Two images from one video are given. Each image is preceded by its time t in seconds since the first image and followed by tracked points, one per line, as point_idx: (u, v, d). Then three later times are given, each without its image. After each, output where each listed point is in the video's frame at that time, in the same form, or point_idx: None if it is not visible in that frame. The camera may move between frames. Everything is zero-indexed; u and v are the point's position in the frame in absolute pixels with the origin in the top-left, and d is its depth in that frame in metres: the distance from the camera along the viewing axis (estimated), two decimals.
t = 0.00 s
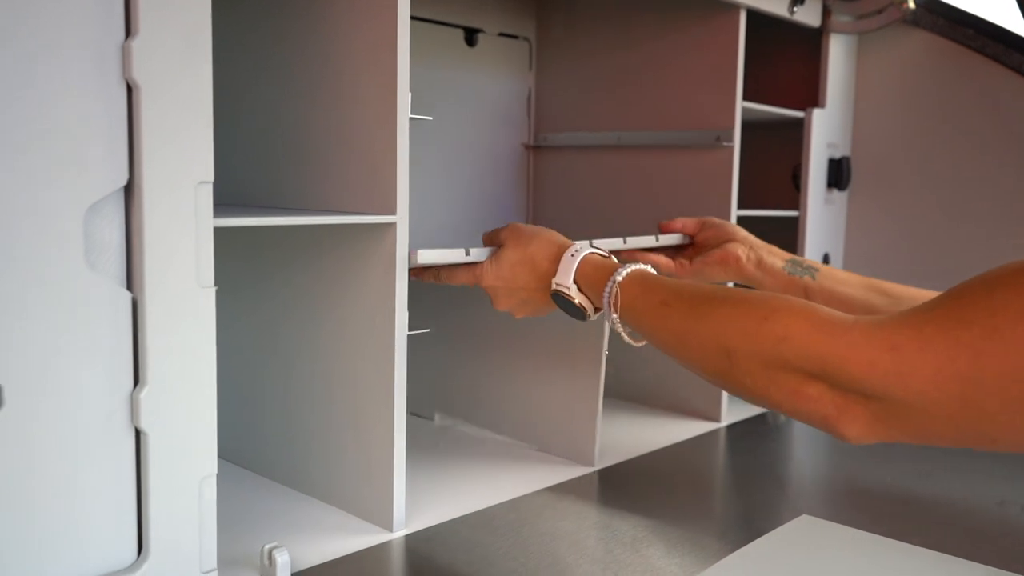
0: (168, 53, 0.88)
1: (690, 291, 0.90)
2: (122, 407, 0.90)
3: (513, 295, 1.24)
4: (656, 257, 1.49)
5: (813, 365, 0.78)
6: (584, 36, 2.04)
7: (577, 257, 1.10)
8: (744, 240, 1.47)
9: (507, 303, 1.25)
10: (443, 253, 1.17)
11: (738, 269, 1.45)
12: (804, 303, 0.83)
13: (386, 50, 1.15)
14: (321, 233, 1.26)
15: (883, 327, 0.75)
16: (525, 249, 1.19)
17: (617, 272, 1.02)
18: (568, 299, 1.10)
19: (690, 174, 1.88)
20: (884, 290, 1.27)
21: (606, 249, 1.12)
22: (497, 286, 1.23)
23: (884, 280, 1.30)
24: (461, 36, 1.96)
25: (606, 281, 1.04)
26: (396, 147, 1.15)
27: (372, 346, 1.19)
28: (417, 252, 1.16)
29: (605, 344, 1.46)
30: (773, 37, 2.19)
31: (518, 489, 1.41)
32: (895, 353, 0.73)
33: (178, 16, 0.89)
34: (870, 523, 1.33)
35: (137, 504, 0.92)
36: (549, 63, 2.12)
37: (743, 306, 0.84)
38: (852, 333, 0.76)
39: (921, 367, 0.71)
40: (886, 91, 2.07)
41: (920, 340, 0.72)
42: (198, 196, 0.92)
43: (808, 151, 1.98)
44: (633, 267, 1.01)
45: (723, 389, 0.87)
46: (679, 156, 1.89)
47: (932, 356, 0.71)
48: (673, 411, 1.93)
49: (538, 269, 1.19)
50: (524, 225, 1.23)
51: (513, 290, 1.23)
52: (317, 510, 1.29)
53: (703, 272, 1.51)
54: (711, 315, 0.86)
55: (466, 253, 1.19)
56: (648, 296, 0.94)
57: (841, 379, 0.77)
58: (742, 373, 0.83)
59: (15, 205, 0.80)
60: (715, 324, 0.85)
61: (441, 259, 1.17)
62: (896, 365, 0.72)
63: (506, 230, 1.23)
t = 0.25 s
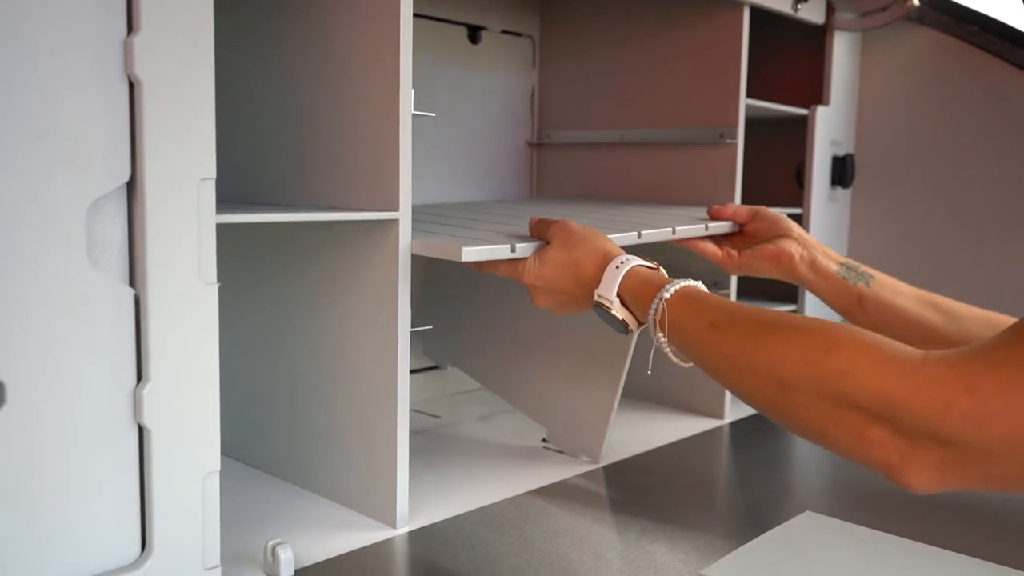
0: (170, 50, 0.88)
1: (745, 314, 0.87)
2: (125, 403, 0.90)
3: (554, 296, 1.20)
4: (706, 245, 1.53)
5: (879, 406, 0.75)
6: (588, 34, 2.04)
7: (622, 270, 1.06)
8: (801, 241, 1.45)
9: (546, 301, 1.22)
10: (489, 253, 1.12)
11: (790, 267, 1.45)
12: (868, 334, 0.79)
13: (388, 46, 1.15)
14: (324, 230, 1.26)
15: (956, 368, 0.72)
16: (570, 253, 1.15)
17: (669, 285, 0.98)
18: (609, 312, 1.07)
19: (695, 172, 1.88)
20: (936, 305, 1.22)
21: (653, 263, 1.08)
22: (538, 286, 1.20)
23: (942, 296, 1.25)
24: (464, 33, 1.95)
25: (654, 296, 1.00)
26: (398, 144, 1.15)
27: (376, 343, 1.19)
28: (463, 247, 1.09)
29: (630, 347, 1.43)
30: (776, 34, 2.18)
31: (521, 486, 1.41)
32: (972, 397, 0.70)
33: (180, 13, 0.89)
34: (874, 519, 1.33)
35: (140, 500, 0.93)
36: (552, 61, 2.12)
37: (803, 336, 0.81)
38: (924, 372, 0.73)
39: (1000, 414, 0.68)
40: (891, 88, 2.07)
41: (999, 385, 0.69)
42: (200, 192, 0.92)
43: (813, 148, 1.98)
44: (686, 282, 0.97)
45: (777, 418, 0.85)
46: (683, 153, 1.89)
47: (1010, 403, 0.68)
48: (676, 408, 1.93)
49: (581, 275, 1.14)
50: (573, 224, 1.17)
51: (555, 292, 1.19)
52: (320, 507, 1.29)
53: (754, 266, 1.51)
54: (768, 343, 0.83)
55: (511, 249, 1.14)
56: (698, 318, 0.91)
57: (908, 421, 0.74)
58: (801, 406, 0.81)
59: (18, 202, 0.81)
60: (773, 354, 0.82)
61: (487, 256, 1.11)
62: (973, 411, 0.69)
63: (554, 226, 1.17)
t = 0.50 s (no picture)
0: (171, 47, 0.88)
1: (756, 288, 0.88)
2: (126, 400, 0.90)
3: (551, 293, 1.19)
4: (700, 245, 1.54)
5: (892, 359, 0.76)
6: (589, 31, 2.03)
7: (620, 263, 1.06)
8: (792, 240, 1.49)
9: (545, 299, 1.20)
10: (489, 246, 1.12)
11: (785, 268, 1.48)
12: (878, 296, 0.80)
13: (390, 43, 1.15)
14: (326, 228, 1.26)
15: (966, 316, 0.73)
16: (568, 249, 1.14)
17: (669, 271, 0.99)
18: (608, 306, 1.07)
19: (696, 170, 1.87)
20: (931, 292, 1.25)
21: (652, 257, 1.08)
22: (535, 282, 1.19)
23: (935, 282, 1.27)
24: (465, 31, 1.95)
25: (654, 284, 1.01)
26: (400, 141, 1.15)
27: (377, 341, 1.19)
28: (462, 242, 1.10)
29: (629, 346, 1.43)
30: (778, 32, 2.18)
31: (522, 484, 1.41)
32: (984, 348, 0.70)
33: (181, 10, 0.88)
34: (876, 518, 1.33)
35: (141, 497, 0.92)
36: (553, 58, 2.11)
37: (814, 300, 0.82)
38: (933, 325, 0.74)
39: (1013, 363, 0.69)
40: (893, 86, 2.06)
41: (1010, 334, 0.69)
42: (202, 189, 0.92)
43: (814, 147, 1.97)
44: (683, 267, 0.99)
45: (788, 388, 0.85)
46: (685, 151, 1.89)
47: None
48: (677, 406, 1.92)
49: (579, 271, 1.13)
50: (572, 222, 1.17)
51: (551, 288, 1.18)
52: (321, 505, 1.29)
53: (747, 268, 1.52)
54: (780, 310, 0.84)
55: (510, 244, 1.15)
56: (705, 295, 0.92)
57: (924, 373, 0.75)
58: (814, 370, 0.81)
59: (19, 199, 0.80)
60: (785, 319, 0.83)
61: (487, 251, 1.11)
62: (986, 361, 0.70)
63: (553, 223, 1.18)
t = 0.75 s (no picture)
0: (168, 46, 0.88)
1: (725, 291, 0.86)
2: (122, 399, 0.90)
3: (526, 307, 1.18)
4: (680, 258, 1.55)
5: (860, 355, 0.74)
6: (587, 31, 2.04)
7: (592, 279, 1.04)
8: (769, 252, 1.47)
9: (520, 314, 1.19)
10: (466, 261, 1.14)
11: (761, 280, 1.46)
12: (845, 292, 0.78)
13: (387, 42, 1.15)
14: (323, 227, 1.26)
15: (933, 309, 0.70)
16: (541, 265, 1.13)
17: (638, 284, 0.97)
18: (582, 322, 1.04)
19: (693, 169, 1.88)
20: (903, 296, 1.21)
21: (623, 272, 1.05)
22: (509, 295, 1.18)
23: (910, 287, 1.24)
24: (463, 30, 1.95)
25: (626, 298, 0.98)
26: (397, 140, 1.15)
27: (374, 340, 1.19)
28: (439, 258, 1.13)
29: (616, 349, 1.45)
30: (775, 31, 2.18)
31: (519, 483, 1.41)
32: (950, 338, 0.68)
33: (178, 10, 0.88)
34: (872, 516, 1.33)
35: (137, 496, 0.92)
36: (551, 57, 2.11)
37: (782, 299, 0.80)
38: (898, 318, 0.71)
39: (978, 350, 0.66)
40: (890, 85, 2.07)
41: (974, 323, 0.67)
42: (198, 187, 0.92)
43: (811, 147, 1.98)
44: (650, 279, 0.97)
45: (761, 390, 0.83)
46: (682, 150, 1.89)
47: (991, 337, 0.66)
48: (674, 405, 1.93)
49: (550, 288, 1.12)
50: (547, 237, 1.17)
51: (525, 302, 1.17)
52: (318, 504, 1.29)
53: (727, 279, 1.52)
54: (748, 311, 0.82)
55: (484, 259, 1.17)
56: (675, 301, 0.90)
57: (893, 364, 0.72)
58: (786, 369, 0.79)
59: (16, 197, 0.81)
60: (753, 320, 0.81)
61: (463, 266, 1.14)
62: (951, 351, 0.68)
63: (530, 240, 1.17)
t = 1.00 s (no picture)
0: (162, 42, 0.88)
1: (694, 303, 0.86)
2: (116, 397, 0.90)
3: (505, 308, 1.19)
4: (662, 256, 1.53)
5: (819, 368, 0.74)
6: (582, 31, 2.04)
7: (569, 286, 1.04)
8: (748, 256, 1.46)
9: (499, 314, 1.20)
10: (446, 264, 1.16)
11: (741, 285, 1.43)
12: (809, 305, 0.78)
13: (383, 42, 1.15)
14: (317, 225, 1.26)
15: (889, 323, 0.70)
16: (521, 268, 1.14)
17: (613, 293, 0.97)
18: (558, 330, 1.04)
19: (687, 169, 1.88)
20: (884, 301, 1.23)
21: (599, 279, 1.05)
22: (489, 298, 1.18)
23: (889, 295, 1.24)
24: (459, 29, 1.95)
25: (598, 307, 0.98)
26: (392, 139, 1.15)
27: (368, 339, 1.19)
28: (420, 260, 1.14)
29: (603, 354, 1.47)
30: (771, 31, 2.19)
31: (514, 482, 1.42)
32: (906, 353, 0.67)
33: (171, 10, 0.88)
34: (866, 514, 1.34)
35: (131, 496, 0.92)
36: (546, 56, 2.12)
37: (746, 311, 0.80)
38: (857, 333, 0.71)
39: (933, 364, 0.66)
40: (884, 85, 2.07)
41: (930, 337, 0.66)
42: (193, 186, 0.92)
43: (805, 146, 1.98)
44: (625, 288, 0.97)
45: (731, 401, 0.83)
46: (677, 150, 1.90)
47: (943, 351, 0.65)
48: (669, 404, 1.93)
49: (528, 291, 1.12)
50: (529, 243, 1.17)
51: (504, 304, 1.18)
52: (313, 502, 1.29)
53: (707, 282, 1.49)
54: (714, 324, 0.81)
55: (466, 261, 1.18)
56: (646, 313, 0.90)
57: (853, 378, 0.72)
58: (751, 382, 0.78)
59: (9, 197, 0.80)
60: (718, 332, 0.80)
61: (442, 269, 1.16)
62: (908, 366, 0.67)
63: (511, 243, 1.18)
